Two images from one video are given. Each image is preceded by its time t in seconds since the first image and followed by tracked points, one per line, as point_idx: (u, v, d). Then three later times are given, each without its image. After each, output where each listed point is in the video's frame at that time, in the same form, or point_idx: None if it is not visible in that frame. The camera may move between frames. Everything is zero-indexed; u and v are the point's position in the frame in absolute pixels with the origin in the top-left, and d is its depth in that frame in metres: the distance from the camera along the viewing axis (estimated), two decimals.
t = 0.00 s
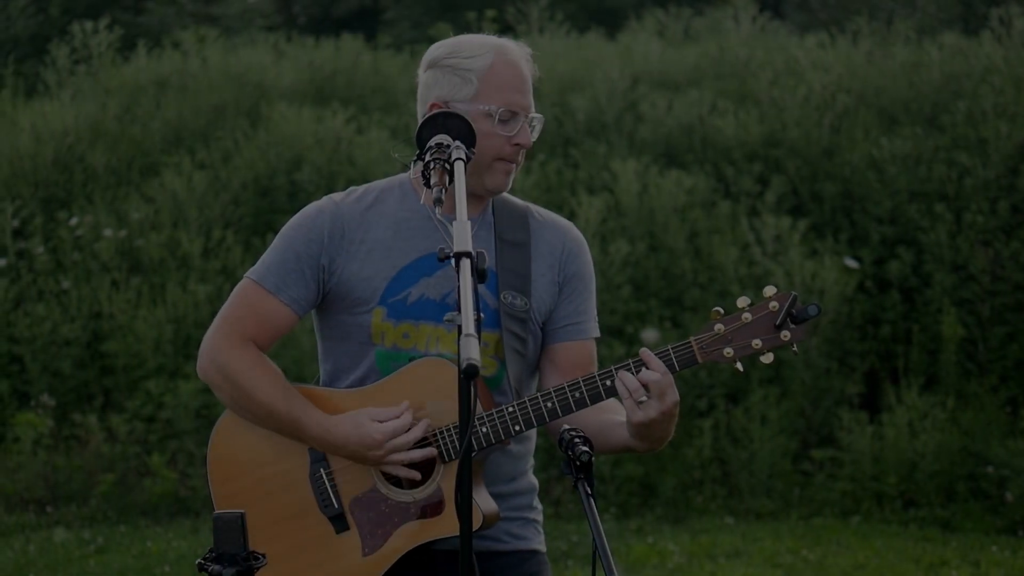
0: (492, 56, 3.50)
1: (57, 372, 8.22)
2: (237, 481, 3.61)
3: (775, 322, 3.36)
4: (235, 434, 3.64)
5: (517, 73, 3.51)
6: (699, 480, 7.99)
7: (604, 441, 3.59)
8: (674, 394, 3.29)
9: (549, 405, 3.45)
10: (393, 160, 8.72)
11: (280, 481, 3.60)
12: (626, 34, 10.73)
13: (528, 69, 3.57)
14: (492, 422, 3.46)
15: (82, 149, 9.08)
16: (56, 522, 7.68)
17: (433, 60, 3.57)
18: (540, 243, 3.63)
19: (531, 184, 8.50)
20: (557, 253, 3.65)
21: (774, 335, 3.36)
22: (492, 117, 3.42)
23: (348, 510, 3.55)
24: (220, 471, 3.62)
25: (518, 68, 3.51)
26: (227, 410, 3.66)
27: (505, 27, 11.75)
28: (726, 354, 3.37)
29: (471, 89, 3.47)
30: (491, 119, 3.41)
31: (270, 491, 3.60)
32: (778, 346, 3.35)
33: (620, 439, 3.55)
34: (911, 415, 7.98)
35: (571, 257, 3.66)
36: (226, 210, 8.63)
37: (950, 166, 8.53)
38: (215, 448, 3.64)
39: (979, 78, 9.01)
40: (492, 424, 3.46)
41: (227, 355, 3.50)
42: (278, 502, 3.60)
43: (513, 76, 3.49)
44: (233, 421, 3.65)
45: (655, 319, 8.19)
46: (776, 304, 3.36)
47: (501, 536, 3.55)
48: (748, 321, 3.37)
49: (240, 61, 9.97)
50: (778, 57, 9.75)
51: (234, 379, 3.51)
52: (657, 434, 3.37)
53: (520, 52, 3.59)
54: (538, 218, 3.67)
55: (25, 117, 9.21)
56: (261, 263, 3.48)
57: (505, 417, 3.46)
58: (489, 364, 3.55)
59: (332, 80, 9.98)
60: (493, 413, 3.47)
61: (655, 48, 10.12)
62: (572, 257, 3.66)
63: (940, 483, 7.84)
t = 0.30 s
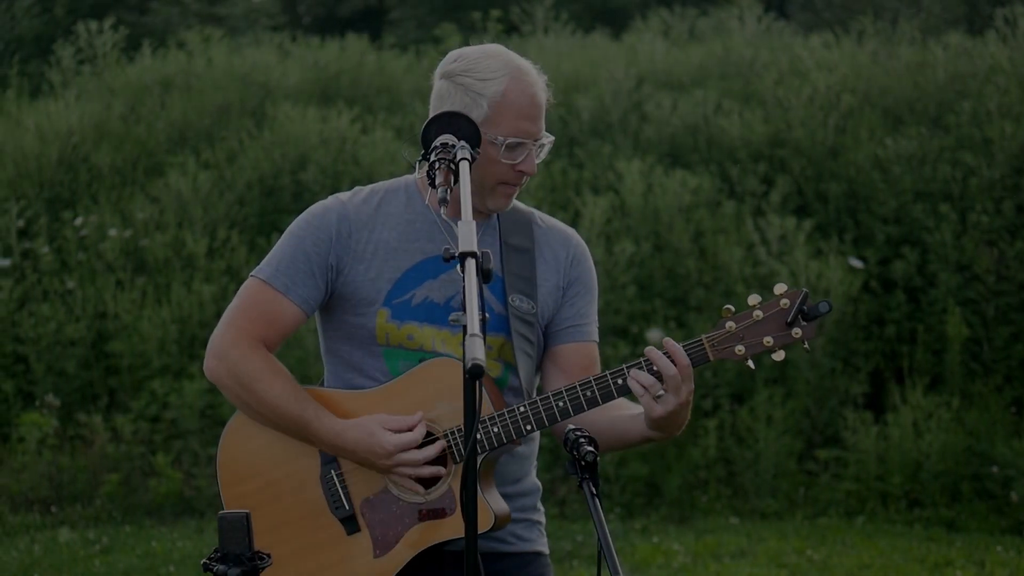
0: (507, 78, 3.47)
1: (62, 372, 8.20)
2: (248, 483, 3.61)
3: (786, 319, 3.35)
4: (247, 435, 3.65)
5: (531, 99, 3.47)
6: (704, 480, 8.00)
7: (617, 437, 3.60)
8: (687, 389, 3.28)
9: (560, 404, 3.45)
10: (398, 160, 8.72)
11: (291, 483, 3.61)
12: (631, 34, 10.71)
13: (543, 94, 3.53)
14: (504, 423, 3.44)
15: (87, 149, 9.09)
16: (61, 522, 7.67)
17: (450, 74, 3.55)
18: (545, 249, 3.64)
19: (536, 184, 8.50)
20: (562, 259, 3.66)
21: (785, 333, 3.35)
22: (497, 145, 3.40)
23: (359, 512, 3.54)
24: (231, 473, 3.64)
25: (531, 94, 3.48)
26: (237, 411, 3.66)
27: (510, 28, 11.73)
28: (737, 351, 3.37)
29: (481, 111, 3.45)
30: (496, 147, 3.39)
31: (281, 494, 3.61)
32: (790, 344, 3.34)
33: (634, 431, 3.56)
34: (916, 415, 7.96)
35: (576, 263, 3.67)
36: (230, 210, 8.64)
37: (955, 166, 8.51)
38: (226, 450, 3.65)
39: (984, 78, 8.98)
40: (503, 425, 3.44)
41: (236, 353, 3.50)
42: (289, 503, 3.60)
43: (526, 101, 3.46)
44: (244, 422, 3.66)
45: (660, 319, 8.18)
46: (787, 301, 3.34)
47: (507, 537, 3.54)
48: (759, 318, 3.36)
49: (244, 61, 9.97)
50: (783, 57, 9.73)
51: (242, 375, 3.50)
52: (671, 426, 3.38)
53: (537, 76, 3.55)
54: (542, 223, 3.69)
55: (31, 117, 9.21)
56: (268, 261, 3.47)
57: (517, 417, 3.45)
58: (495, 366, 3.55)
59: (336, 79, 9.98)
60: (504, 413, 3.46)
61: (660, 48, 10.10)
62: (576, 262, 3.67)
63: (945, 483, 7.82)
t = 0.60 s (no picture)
0: (498, 53, 3.50)
1: (67, 372, 8.20)
2: (252, 483, 3.62)
3: (790, 327, 3.34)
4: (252, 434, 3.64)
5: (525, 67, 3.50)
6: (709, 480, 7.99)
7: (629, 430, 3.60)
8: (690, 400, 3.30)
9: (563, 408, 3.43)
10: (403, 160, 8.72)
11: (295, 483, 3.61)
12: (636, 34, 10.70)
13: (535, 63, 3.56)
14: (508, 427, 3.44)
15: (93, 149, 9.09)
16: (66, 522, 7.66)
17: (441, 61, 3.58)
18: (553, 250, 3.63)
19: (541, 183, 8.50)
20: (571, 260, 3.65)
21: (789, 341, 3.34)
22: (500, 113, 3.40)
23: (362, 512, 3.54)
24: (235, 472, 3.63)
25: (524, 62, 3.51)
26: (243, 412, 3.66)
27: (516, 28, 11.72)
28: (741, 358, 3.36)
29: (479, 85, 3.47)
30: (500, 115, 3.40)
31: (284, 494, 3.60)
32: (793, 352, 3.34)
33: (647, 424, 3.57)
34: (921, 415, 7.95)
35: (585, 265, 3.66)
36: (236, 210, 8.65)
37: (960, 166, 8.50)
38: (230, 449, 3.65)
39: (990, 78, 8.95)
40: (508, 429, 3.44)
41: (244, 357, 3.49)
42: (293, 502, 3.60)
43: (521, 69, 3.49)
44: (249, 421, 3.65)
45: (665, 319, 8.17)
46: (792, 309, 3.33)
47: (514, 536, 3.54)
48: (764, 326, 3.35)
49: (249, 61, 9.97)
50: (789, 57, 9.70)
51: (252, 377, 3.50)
52: (681, 427, 3.40)
53: (527, 48, 3.58)
54: (551, 224, 3.67)
55: (36, 117, 9.22)
56: (276, 262, 3.47)
57: (520, 421, 3.44)
58: (500, 367, 3.54)
59: (342, 80, 9.97)
60: (508, 416, 3.46)
61: (665, 47, 10.08)
62: (585, 265, 3.66)
63: (950, 483, 7.80)
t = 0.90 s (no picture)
0: (516, 79, 3.48)
1: (72, 372, 8.22)
2: (257, 476, 3.65)
3: (792, 321, 3.33)
4: (256, 428, 3.67)
5: (543, 99, 3.47)
6: (714, 480, 7.96)
7: (629, 430, 3.57)
8: (688, 391, 3.27)
9: (564, 402, 3.44)
10: (408, 160, 8.72)
11: (298, 476, 3.63)
12: (641, 34, 10.67)
13: (556, 95, 3.52)
14: (508, 420, 3.43)
15: (98, 149, 9.09)
16: (71, 521, 7.66)
17: (464, 74, 3.59)
18: (563, 251, 3.64)
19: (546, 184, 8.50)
20: (580, 262, 3.65)
21: (790, 335, 3.33)
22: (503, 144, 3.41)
23: (363, 505, 3.55)
24: (240, 465, 3.67)
25: (542, 94, 3.47)
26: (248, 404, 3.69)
27: (521, 27, 11.69)
28: (742, 353, 3.35)
29: (491, 111, 3.47)
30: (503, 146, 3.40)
31: (288, 487, 3.63)
32: (794, 346, 3.32)
33: (645, 422, 3.52)
34: (926, 415, 7.94)
35: (593, 267, 3.66)
36: (241, 210, 8.64)
37: (965, 166, 8.48)
38: (235, 442, 3.68)
39: (995, 77, 8.91)
40: (508, 422, 3.43)
41: (249, 345, 3.51)
42: (296, 496, 3.63)
43: (537, 102, 3.46)
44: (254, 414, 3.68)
45: (670, 319, 8.16)
46: (793, 303, 3.32)
47: (516, 537, 3.53)
48: (764, 320, 3.35)
49: (254, 61, 9.95)
50: (794, 56, 9.67)
51: (256, 370, 3.51)
52: (681, 421, 3.37)
53: (549, 74, 3.54)
54: (561, 227, 3.68)
55: (41, 117, 9.23)
56: (286, 253, 3.50)
57: (522, 414, 3.44)
58: (504, 364, 3.53)
59: (347, 79, 9.96)
60: (510, 410, 3.45)
61: (670, 47, 10.05)
62: (594, 266, 3.66)
63: (955, 483, 7.79)
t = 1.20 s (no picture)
0: (507, 51, 3.60)
1: (77, 372, 8.21)
2: (255, 474, 3.63)
3: (799, 342, 3.35)
4: (260, 425, 3.66)
5: (536, 62, 3.58)
6: (719, 480, 7.95)
7: (631, 439, 3.60)
8: (693, 411, 3.33)
9: (568, 414, 3.44)
10: (414, 161, 8.72)
11: (297, 475, 3.62)
12: (646, 34, 10.65)
13: (552, 60, 3.63)
14: (511, 429, 3.44)
15: (103, 149, 9.10)
16: (77, 521, 7.66)
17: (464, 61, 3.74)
18: (574, 257, 3.68)
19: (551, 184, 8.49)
20: (591, 269, 3.70)
21: (796, 355, 3.35)
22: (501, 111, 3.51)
23: (364, 507, 3.56)
24: (241, 462, 3.65)
25: (534, 57, 3.59)
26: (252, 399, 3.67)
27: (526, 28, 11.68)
28: (748, 371, 3.38)
29: (487, 80, 3.60)
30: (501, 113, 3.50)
31: (286, 487, 3.62)
32: (801, 367, 3.35)
33: (644, 435, 3.57)
34: (931, 415, 7.93)
35: (604, 274, 3.71)
36: (246, 210, 8.65)
37: (970, 166, 8.49)
38: (238, 438, 3.67)
39: (1000, 78, 8.90)
40: (511, 430, 3.44)
41: (255, 339, 3.52)
42: (296, 495, 3.62)
43: (529, 65, 3.57)
44: (258, 411, 3.67)
45: (676, 319, 8.15)
46: (801, 323, 3.34)
47: (515, 537, 3.53)
48: (771, 340, 3.37)
49: (259, 61, 9.93)
50: (799, 56, 9.65)
51: (261, 364, 3.52)
52: (682, 435, 3.43)
53: (541, 44, 3.65)
54: (574, 232, 3.73)
55: (47, 117, 9.23)
56: (296, 249, 3.50)
57: (525, 423, 3.45)
58: (510, 365, 3.57)
59: (352, 79, 9.95)
60: (514, 418, 3.46)
61: (676, 46, 10.02)
62: (605, 274, 3.71)
63: (960, 483, 7.77)
